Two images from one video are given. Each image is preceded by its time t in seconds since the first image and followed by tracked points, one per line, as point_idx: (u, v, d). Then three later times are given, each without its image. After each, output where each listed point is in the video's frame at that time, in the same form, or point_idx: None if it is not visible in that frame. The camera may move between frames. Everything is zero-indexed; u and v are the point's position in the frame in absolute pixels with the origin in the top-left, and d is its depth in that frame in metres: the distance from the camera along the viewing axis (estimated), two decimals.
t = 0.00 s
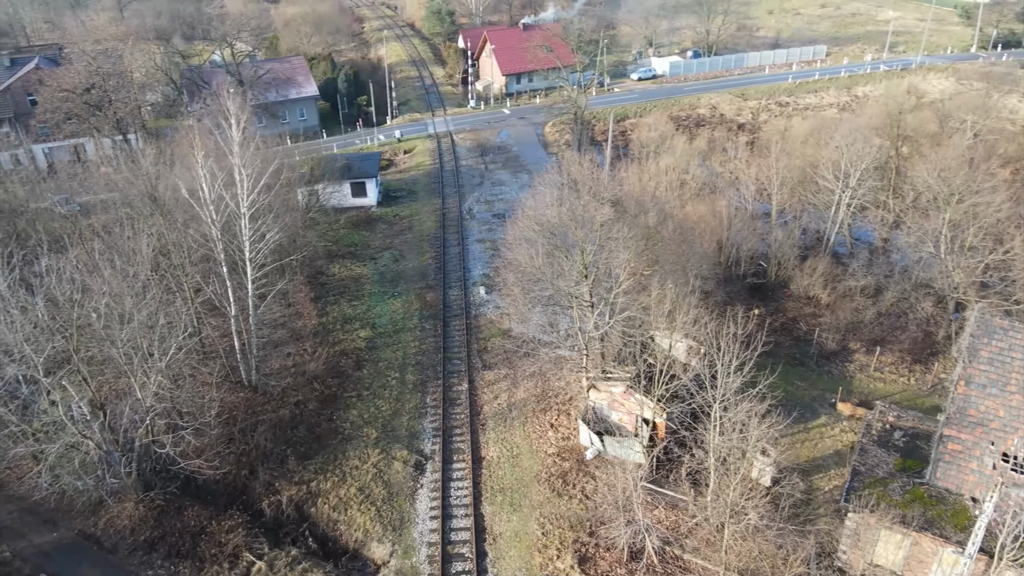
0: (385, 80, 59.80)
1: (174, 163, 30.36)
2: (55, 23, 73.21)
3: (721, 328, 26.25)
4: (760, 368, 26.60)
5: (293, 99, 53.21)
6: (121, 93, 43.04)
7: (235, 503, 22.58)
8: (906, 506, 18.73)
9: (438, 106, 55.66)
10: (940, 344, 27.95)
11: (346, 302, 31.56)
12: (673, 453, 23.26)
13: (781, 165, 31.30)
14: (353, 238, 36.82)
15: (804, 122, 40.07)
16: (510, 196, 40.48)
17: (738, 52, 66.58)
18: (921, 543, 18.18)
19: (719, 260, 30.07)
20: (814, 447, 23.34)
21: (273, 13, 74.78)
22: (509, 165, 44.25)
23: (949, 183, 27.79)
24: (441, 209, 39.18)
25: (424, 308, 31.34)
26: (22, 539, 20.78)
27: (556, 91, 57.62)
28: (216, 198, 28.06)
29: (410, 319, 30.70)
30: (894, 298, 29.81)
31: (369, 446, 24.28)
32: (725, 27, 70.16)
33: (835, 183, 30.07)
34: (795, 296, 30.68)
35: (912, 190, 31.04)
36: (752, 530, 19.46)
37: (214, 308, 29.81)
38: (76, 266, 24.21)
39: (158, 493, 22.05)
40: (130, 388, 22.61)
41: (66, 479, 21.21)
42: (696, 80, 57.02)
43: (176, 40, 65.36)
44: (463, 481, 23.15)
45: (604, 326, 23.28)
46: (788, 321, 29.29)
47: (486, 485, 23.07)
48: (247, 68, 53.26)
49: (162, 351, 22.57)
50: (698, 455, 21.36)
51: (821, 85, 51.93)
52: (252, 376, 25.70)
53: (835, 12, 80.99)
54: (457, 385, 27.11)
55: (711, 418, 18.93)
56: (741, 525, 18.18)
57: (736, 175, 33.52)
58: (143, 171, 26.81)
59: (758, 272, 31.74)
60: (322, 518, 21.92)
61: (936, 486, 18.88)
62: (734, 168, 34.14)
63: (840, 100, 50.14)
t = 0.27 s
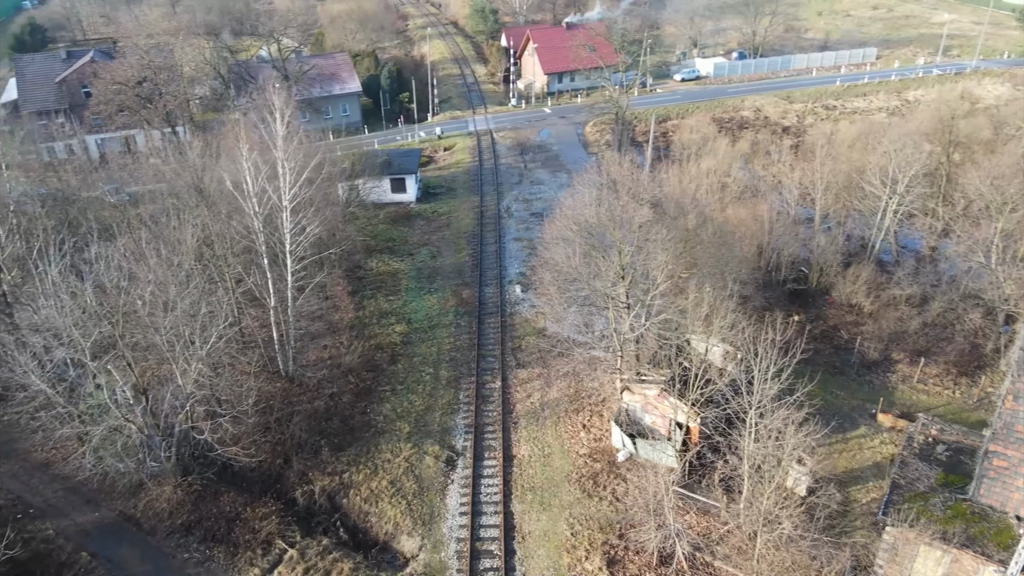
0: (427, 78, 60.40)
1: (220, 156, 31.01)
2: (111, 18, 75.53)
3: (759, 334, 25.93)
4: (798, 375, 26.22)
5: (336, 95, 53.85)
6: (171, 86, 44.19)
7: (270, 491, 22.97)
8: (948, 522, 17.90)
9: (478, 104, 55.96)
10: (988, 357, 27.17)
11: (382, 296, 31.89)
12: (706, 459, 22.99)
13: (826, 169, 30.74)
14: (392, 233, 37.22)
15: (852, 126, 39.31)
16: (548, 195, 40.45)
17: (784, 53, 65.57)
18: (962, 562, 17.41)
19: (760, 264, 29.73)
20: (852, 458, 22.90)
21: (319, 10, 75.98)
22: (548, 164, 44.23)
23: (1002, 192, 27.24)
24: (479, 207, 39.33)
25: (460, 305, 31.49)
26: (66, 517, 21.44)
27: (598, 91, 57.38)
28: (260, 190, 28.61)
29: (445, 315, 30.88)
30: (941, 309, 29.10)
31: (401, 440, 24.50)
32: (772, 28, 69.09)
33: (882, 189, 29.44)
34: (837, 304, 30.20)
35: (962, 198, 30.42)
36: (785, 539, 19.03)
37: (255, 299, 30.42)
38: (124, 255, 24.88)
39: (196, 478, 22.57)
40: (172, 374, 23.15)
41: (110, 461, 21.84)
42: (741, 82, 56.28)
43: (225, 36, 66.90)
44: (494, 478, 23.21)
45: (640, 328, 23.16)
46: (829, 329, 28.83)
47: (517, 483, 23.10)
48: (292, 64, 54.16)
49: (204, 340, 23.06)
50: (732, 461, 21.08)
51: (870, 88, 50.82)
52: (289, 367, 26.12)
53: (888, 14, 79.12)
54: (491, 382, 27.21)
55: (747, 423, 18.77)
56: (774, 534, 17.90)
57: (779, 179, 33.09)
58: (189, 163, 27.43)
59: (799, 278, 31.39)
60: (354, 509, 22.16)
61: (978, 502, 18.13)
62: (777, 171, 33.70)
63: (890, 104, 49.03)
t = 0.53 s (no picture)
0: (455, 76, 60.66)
1: (249, 151, 31.35)
2: (146, 14, 76.86)
3: (784, 337, 25.69)
4: (823, 380, 25.93)
5: (365, 92, 54.26)
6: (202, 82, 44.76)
7: (291, 484, 23.21)
8: (975, 533, 17.63)
9: (505, 103, 56.06)
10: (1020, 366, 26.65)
11: (405, 292, 32.08)
12: (727, 462, 22.81)
13: (857, 172, 30.31)
14: (416, 230, 37.42)
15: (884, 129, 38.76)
16: (573, 194, 40.38)
17: (815, 55, 64.82)
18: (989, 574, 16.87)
19: (787, 267, 29.51)
20: (877, 466, 22.54)
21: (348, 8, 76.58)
22: (574, 163, 44.15)
23: None
24: (503, 205, 39.37)
25: (482, 303, 31.54)
26: (92, 505, 21.78)
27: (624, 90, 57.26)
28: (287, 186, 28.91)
29: (467, 313, 30.97)
30: (972, 315, 28.66)
31: (422, 436, 24.60)
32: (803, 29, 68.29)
33: (914, 193, 28.96)
34: (865, 309, 29.85)
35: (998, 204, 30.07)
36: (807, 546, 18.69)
37: (280, 293, 30.76)
38: (154, 247, 25.25)
39: (220, 469, 22.89)
40: (198, 366, 23.44)
41: (136, 450, 22.18)
42: (770, 83, 55.71)
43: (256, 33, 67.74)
44: (513, 477, 23.22)
45: (664, 329, 23.04)
46: (856, 334, 28.48)
47: (536, 482, 23.09)
48: (321, 61, 54.63)
49: (229, 333, 23.30)
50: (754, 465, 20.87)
51: (904, 90, 50.03)
52: (312, 361, 26.36)
53: (923, 15, 77.79)
54: (512, 381, 27.23)
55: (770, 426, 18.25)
56: (796, 540, 17.69)
57: (808, 181, 32.75)
58: (218, 158, 27.75)
59: (826, 282, 31.16)
60: (374, 504, 22.30)
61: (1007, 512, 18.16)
62: (806, 173, 33.35)
63: (924, 107, 48.23)
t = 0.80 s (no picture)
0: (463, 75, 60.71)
1: (258, 149, 31.46)
2: (157, 13, 77.33)
3: (792, 338, 25.64)
4: (831, 381, 25.86)
5: (373, 91, 54.40)
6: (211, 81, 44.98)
7: (298, 481, 23.27)
8: (983, 535, 17.64)
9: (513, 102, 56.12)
10: None
11: (413, 291, 32.16)
12: (733, 463, 22.76)
13: (866, 173, 30.22)
14: (424, 229, 37.49)
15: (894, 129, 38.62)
16: (581, 194, 40.37)
17: (825, 55, 64.67)
18: None
19: (795, 268, 29.47)
20: (885, 468, 22.41)
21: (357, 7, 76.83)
22: (582, 163, 44.15)
23: None
24: (511, 204, 39.40)
25: (489, 302, 31.57)
26: (100, 500, 21.88)
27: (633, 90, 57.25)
28: (295, 184, 29.02)
29: (474, 312, 31.00)
30: (981, 317, 28.53)
31: (428, 434, 24.64)
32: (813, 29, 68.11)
33: (924, 194, 28.83)
34: (873, 310, 29.75)
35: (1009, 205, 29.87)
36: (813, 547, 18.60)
37: (288, 291, 30.86)
38: (162, 244, 25.36)
39: (226, 466, 22.98)
40: (206, 364, 23.53)
41: (143, 446, 22.26)
42: (779, 83, 55.59)
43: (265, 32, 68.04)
44: (519, 476, 23.22)
45: (672, 329, 23.01)
46: (864, 335, 28.40)
47: (542, 481, 23.08)
48: (331, 60, 54.81)
49: (237, 330, 23.37)
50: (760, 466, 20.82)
51: (914, 91, 49.82)
52: (319, 359, 26.42)
53: (934, 15, 77.40)
54: (518, 380, 27.24)
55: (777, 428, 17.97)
56: (803, 541, 17.62)
57: (817, 182, 32.70)
58: (227, 156, 27.84)
59: (834, 282, 31.06)
60: (379, 502, 22.33)
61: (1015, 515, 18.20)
62: (814, 174, 33.29)
63: (934, 107, 48.03)
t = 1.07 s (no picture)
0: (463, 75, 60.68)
1: (258, 149, 31.44)
2: (158, 12, 77.29)
3: (792, 337, 25.65)
4: (831, 381, 25.85)
5: (374, 90, 54.40)
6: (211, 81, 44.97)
7: (298, 480, 23.25)
8: (984, 535, 17.61)
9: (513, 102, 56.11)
10: None
11: (413, 290, 32.15)
12: (733, 462, 22.75)
13: (866, 173, 30.24)
14: (424, 228, 37.49)
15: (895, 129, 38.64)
16: (582, 193, 40.37)
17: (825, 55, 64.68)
18: None
19: (795, 267, 29.48)
20: (885, 467, 22.40)
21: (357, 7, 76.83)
22: (582, 162, 44.13)
23: None
24: (511, 204, 39.39)
25: (489, 302, 31.56)
26: (100, 500, 21.85)
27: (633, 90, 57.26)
28: (295, 184, 29.01)
29: (474, 311, 31.00)
30: (982, 316, 28.52)
31: (428, 434, 24.62)
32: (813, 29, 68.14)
33: (924, 194, 28.82)
34: (874, 309, 29.74)
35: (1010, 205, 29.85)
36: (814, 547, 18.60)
37: (288, 290, 30.84)
38: (162, 244, 25.33)
39: (226, 465, 22.95)
40: (206, 363, 23.49)
41: (143, 446, 22.22)
42: (779, 83, 55.61)
43: (265, 32, 68.02)
44: (519, 476, 23.19)
45: (672, 328, 23.00)
46: (864, 334, 28.39)
47: (542, 481, 23.05)
48: (330, 59, 54.81)
49: (237, 330, 23.34)
50: (760, 465, 20.81)
51: (915, 90, 49.83)
52: (319, 359, 26.39)
53: (935, 15, 77.39)
54: (518, 379, 27.23)
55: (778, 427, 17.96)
56: (803, 541, 17.59)
57: (817, 181, 32.71)
58: (227, 155, 27.80)
59: (834, 282, 31.04)
60: (380, 502, 22.31)
61: (1017, 515, 18.15)
62: (815, 173, 33.30)
63: (935, 107, 48.04)
